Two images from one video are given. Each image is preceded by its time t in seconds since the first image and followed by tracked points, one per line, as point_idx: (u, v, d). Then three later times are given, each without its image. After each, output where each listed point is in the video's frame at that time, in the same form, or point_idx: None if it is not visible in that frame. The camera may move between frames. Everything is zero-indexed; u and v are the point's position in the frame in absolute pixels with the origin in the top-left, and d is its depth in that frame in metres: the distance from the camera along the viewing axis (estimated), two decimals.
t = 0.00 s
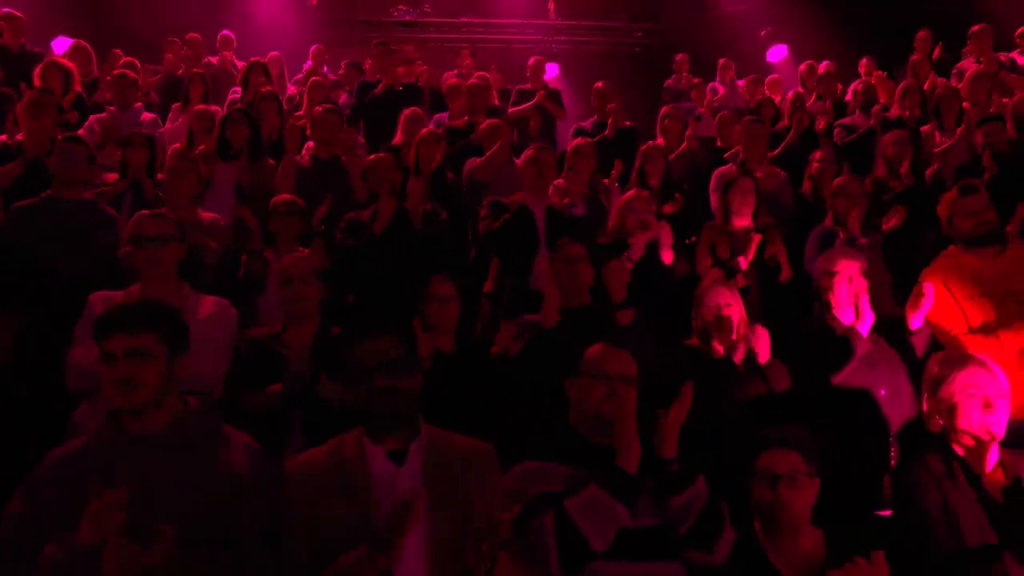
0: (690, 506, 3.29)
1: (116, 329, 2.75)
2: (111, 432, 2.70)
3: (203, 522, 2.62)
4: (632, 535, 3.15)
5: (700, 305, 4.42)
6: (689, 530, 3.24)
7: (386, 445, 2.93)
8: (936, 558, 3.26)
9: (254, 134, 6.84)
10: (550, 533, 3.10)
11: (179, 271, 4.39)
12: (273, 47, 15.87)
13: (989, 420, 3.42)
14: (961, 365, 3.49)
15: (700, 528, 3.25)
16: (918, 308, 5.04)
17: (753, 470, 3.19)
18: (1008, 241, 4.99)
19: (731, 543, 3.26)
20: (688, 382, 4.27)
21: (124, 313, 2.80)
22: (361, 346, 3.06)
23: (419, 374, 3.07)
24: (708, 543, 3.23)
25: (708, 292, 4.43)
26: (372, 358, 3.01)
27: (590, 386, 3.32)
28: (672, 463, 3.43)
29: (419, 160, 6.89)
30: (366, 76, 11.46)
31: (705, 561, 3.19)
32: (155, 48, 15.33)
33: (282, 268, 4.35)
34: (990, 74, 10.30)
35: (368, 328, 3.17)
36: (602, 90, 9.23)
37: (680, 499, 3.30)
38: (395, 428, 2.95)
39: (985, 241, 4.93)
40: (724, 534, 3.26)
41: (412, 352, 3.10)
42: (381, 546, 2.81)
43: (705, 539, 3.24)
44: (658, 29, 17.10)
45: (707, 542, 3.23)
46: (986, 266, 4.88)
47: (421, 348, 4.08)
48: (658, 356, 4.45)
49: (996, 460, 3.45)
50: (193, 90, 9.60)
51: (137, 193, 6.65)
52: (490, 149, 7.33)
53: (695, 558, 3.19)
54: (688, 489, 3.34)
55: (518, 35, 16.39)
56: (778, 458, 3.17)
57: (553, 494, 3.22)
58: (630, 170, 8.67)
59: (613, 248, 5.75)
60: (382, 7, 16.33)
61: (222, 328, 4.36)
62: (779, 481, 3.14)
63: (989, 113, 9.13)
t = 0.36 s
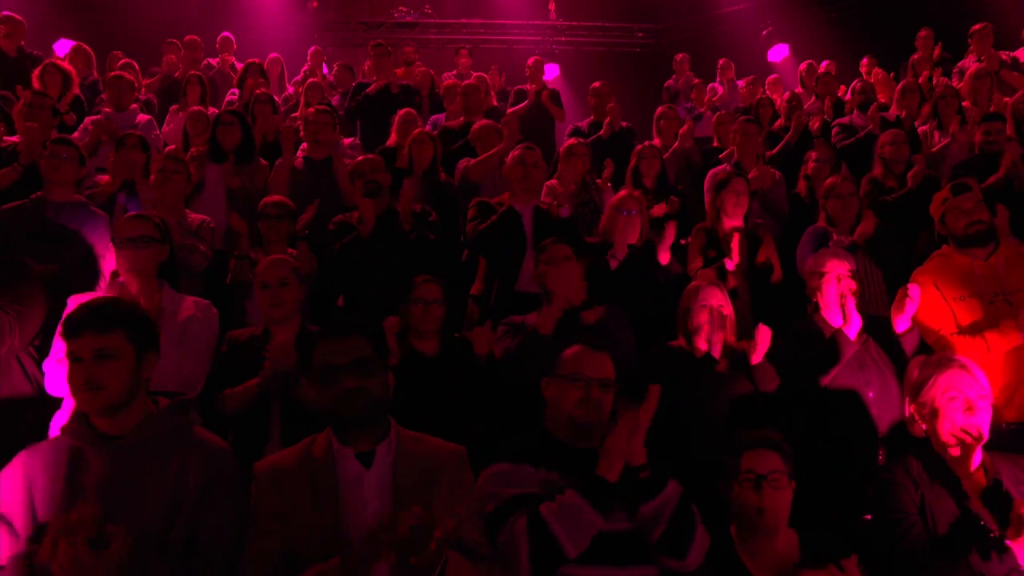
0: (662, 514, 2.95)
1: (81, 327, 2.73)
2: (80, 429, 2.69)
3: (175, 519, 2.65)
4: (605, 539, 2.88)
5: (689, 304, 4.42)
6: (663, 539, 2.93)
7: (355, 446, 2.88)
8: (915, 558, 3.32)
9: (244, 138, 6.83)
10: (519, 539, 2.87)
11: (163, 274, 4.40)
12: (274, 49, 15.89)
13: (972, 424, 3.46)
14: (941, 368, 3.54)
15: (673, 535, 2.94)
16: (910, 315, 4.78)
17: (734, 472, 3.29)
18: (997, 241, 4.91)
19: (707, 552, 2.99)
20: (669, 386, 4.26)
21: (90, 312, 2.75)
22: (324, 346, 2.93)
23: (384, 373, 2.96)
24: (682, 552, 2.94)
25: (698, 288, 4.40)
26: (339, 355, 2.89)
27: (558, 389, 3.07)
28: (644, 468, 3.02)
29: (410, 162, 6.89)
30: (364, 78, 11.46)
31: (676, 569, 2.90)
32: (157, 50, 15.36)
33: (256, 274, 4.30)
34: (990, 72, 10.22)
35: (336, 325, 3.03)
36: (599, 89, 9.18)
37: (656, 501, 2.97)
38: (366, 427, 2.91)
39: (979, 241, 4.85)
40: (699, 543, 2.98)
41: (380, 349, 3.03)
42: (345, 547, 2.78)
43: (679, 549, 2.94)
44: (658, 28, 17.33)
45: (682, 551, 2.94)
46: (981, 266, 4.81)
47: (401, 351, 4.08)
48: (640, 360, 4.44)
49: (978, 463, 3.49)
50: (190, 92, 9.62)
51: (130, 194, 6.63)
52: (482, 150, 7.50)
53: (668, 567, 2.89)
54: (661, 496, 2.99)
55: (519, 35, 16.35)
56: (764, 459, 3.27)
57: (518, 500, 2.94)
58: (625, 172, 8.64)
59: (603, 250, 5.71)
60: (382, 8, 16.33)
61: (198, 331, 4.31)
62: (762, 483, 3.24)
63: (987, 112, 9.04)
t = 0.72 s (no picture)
0: (626, 516, 3.23)
1: (48, 329, 2.82)
2: (52, 433, 2.84)
3: (167, 508, 2.90)
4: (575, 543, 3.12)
5: (676, 306, 4.38)
6: (628, 541, 3.19)
7: (321, 448, 2.78)
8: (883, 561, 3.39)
9: (235, 140, 6.88)
10: (491, 543, 3.03)
11: (148, 276, 4.39)
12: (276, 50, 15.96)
13: (946, 426, 3.74)
14: (917, 373, 3.78)
15: (640, 538, 3.21)
16: (900, 313, 4.77)
17: (720, 472, 3.44)
18: (991, 240, 4.79)
19: (674, 553, 3.24)
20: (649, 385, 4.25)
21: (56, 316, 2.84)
22: (295, 347, 2.86)
23: (352, 374, 2.89)
24: (649, 553, 3.19)
25: (686, 290, 4.39)
26: (307, 356, 2.82)
27: (534, 394, 3.25)
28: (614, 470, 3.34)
29: (403, 163, 6.91)
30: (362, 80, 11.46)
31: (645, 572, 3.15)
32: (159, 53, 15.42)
33: (240, 276, 4.35)
34: (991, 70, 10.15)
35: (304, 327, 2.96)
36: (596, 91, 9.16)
37: (622, 502, 3.25)
38: (330, 429, 2.80)
39: (970, 240, 4.68)
40: (666, 545, 3.23)
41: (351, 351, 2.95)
42: (309, 549, 2.69)
43: (645, 547, 3.19)
44: (660, 28, 17.29)
45: (650, 551, 3.20)
46: (971, 268, 4.69)
47: (381, 352, 4.06)
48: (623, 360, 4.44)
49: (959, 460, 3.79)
50: (188, 95, 9.65)
51: (123, 196, 6.64)
52: (476, 152, 7.55)
53: (636, 570, 3.14)
54: (627, 498, 3.28)
55: (519, 37, 16.32)
56: (743, 459, 3.48)
57: (491, 501, 3.14)
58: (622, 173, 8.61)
59: (593, 252, 5.68)
60: (383, 10, 16.35)
61: (179, 334, 4.28)
62: (748, 483, 3.40)
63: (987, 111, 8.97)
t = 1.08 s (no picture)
0: (595, 518, 3.43)
1: (15, 332, 2.97)
2: (21, 435, 2.97)
3: (130, 513, 3.02)
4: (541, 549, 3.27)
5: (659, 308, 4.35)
6: (595, 543, 3.39)
7: (286, 451, 2.81)
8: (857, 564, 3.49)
9: (224, 142, 6.87)
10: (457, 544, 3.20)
11: (131, 278, 4.39)
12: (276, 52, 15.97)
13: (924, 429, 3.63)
14: (894, 375, 3.67)
15: (609, 539, 3.41)
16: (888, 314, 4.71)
17: (693, 477, 3.59)
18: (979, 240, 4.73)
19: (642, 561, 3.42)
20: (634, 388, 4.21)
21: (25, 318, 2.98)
22: (262, 350, 2.97)
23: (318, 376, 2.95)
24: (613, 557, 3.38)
25: (668, 293, 4.38)
26: (272, 359, 2.94)
27: (506, 398, 3.43)
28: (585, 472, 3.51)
29: (395, 166, 6.93)
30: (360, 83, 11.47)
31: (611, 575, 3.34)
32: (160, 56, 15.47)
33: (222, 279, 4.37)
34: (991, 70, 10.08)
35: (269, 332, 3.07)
36: (591, 93, 9.16)
37: (587, 509, 3.44)
38: (296, 431, 2.84)
39: (958, 241, 4.63)
40: (633, 551, 3.41)
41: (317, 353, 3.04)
42: (275, 552, 2.71)
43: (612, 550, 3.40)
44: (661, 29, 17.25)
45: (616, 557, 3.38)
46: (959, 270, 4.63)
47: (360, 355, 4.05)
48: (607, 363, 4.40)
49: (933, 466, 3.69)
50: (185, 98, 9.68)
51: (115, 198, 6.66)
52: (469, 154, 7.55)
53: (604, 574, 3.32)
54: (594, 499, 3.48)
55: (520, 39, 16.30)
56: (717, 463, 3.60)
57: (463, 504, 3.29)
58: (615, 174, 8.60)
59: (580, 254, 5.66)
60: (384, 12, 16.37)
61: (158, 338, 4.22)
62: (720, 486, 3.56)
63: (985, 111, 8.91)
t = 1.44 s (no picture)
0: (558, 524, 3.40)
1: None
2: None
3: (90, 513, 3.36)
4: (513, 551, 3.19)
5: (638, 309, 4.24)
6: (560, 547, 3.39)
7: (247, 452, 2.80)
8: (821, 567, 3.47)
9: (210, 142, 6.92)
10: (415, 550, 3.14)
11: (111, 279, 4.37)
12: (273, 53, 15.99)
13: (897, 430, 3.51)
14: (868, 375, 3.52)
15: (572, 541, 3.41)
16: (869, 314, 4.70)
17: (661, 481, 3.43)
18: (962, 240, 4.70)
19: (608, 562, 3.40)
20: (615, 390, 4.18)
21: None
22: (226, 350, 2.92)
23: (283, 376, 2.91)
24: (578, 559, 3.39)
25: (648, 293, 4.23)
26: (236, 359, 2.87)
27: (474, 400, 3.38)
28: (543, 478, 3.42)
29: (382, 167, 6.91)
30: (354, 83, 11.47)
31: None
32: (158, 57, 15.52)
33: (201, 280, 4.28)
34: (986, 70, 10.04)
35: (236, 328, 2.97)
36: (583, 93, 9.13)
37: (552, 513, 3.41)
38: (260, 431, 2.82)
39: (938, 241, 4.60)
40: (598, 553, 3.40)
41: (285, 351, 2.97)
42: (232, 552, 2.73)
43: (573, 556, 3.39)
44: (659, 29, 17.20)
45: (578, 561, 3.39)
46: (940, 270, 4.59)
47: (336, 358, 4.05)
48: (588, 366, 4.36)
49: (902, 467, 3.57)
50: (178, 99, 9.70)
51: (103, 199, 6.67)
52: (458, 154, 7.53)
53: None
54: (560, 504, 3.44)
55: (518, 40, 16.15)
56: (686, 468, 3.46)
57: (421, 508, 3.26)
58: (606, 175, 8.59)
59: (564, 255, 5.64)
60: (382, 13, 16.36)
61: (135, 338, 4.16)
62: (688, 491, 3.40)
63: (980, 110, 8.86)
